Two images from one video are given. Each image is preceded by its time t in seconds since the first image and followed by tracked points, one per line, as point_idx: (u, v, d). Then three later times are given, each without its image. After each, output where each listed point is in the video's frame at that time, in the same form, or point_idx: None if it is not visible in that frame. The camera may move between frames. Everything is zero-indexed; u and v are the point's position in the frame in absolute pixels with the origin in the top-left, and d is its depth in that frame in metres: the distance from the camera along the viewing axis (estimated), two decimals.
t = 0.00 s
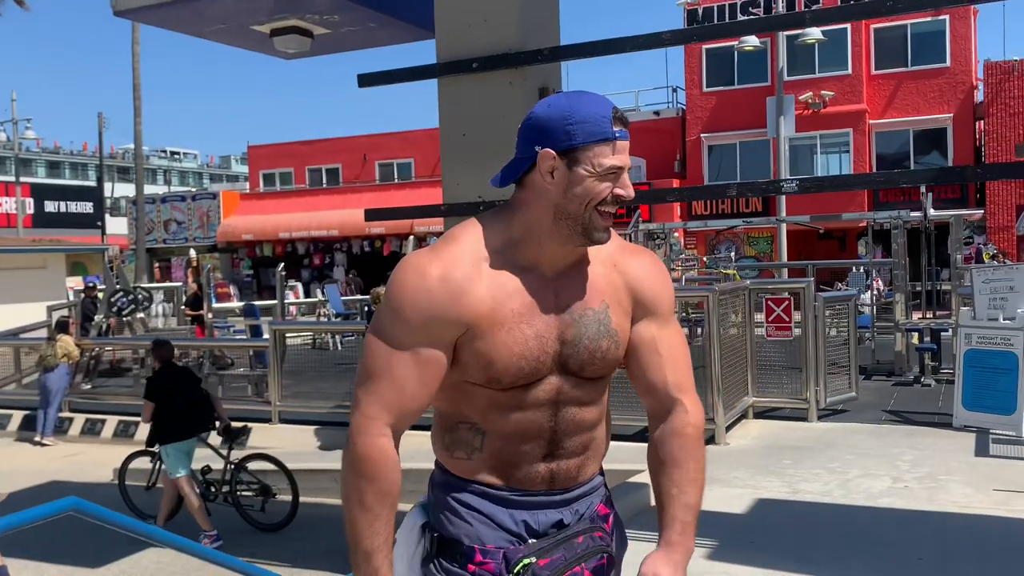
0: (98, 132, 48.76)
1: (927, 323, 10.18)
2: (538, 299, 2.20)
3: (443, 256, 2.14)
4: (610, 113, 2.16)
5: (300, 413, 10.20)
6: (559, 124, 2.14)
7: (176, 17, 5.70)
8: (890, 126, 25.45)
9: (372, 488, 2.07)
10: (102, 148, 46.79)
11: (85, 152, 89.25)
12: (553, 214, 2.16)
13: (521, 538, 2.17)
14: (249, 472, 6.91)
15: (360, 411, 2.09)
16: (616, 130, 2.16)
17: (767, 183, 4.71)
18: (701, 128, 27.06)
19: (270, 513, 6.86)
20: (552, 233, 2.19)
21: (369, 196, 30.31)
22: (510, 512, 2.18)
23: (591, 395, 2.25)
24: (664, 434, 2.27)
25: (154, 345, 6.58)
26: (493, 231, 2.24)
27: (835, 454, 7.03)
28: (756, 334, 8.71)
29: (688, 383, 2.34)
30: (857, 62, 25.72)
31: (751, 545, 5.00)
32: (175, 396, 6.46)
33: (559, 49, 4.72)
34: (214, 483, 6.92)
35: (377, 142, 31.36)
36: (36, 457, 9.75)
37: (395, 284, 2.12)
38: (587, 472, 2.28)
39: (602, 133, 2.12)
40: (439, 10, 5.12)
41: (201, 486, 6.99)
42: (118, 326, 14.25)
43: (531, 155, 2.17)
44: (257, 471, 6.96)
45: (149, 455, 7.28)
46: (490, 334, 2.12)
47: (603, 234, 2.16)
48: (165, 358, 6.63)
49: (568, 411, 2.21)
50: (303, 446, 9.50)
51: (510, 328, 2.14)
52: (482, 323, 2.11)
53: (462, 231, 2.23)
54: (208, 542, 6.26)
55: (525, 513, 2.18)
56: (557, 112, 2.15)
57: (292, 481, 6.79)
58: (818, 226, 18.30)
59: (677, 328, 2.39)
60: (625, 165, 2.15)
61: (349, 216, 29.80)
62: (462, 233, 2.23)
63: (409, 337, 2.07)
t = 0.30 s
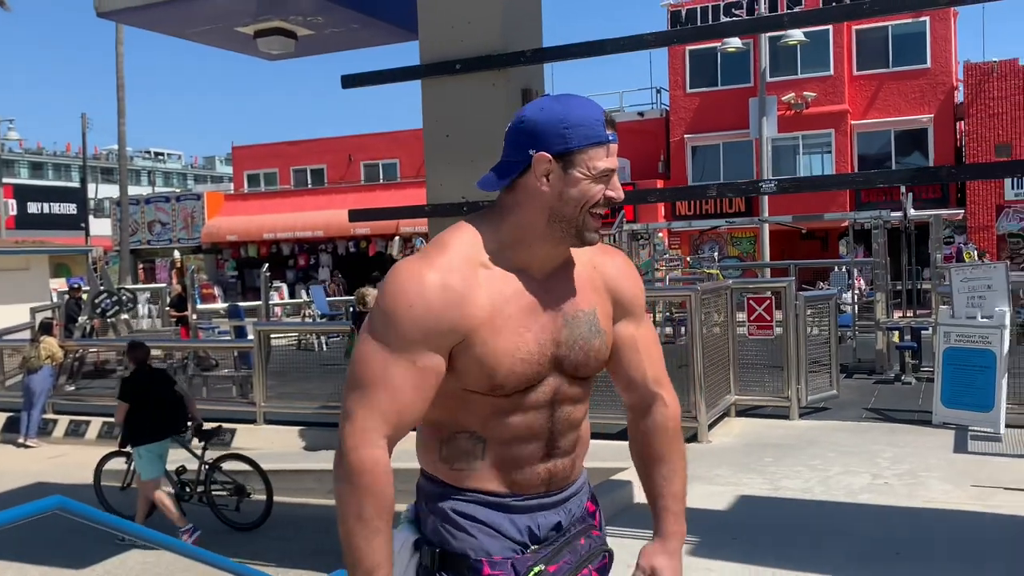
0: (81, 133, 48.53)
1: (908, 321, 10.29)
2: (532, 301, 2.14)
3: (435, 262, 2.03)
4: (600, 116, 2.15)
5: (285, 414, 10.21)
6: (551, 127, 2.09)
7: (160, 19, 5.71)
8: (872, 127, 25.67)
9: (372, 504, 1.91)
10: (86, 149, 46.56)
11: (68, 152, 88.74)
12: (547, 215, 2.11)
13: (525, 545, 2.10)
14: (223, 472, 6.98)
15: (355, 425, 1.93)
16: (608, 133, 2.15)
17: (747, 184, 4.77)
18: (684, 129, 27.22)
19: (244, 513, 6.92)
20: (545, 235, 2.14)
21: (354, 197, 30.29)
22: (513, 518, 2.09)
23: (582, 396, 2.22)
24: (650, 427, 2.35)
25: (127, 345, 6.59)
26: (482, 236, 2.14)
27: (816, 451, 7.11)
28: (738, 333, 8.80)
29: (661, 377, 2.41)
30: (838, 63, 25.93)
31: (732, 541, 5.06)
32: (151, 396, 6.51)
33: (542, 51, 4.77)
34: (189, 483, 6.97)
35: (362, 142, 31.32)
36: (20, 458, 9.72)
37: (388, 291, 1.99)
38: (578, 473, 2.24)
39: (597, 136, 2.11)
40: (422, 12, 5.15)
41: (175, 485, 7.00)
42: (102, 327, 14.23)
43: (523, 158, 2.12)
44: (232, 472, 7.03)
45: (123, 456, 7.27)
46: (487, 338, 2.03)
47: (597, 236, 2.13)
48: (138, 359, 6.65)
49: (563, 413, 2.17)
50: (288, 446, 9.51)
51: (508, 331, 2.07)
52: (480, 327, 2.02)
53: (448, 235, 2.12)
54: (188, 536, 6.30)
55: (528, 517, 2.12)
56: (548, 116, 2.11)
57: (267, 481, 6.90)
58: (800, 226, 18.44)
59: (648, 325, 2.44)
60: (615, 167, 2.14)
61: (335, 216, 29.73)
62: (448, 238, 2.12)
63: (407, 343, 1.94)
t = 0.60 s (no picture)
0: (52, 134, 47.98)
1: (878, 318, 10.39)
2: (524, 290, 2.15)
3: (442, 257, 1.97)
4: (586, 104, 2.18)
5: (259, 416, 10.19)
6: (546, 113, 2.09)
7: (133, 20, 5.70)
8: (843, 127, 25.98)
9: (410, 512, 1.83)
10: (56, 151, 46.03)
11: (38, 153, 87.65)
12: (540, 204, 2.12)
13: (521, 534, 2.10)
14: (183, 473, 7.01)
15: (387, 433, 1.84)
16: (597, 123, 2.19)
17: (714, 184, 4.84)
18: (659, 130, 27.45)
19: (203, 514, 6.95)
20: (536, 222, 2.15)
21: (328, 198, 30.22)
22: (510, 507, 2.10)
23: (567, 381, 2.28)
24: (611, 403, 2.50)
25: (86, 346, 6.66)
26: (477, 229, 2.11)
27: (787, 448, 7.22)
28: (710, 332, 8.91)
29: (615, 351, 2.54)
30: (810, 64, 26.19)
31: (701, 536, 5.14)
32: (115, 394, 6.60)
33: (514, 53, 4.82)
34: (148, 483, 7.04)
35: (337, 143, 31.19)
36: None
37: (403, 291, 1.90)
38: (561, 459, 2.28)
39: (587, 124, 2.14)
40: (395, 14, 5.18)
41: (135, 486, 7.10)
42: (74, 329, 14.19)
43: (516, 145, 2.09)
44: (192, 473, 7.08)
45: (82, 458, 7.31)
46: (499, 331, 2.03)
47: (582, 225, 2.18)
48: (98, 361, 6.77)
49: (554, 398, 2.22)
50: (263, 448, 9.47)
51: (512, 322, 2.07)
52: (490, 321, 2.01)
53: (441, 228, 2.06)
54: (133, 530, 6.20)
55: (524, 505, 2.13)
56: (540, 103, 2.10)
57: (226, 483, 6.89)
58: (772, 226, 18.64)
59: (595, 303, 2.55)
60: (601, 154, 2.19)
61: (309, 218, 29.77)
62: (442, 231, 2.06)
63: (435, 345, 1.88)
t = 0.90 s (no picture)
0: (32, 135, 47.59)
1: (858, 318, 10.52)
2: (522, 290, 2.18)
3: (453, 259, 1.98)
4: (583, 107, 2.21)
5: (242, 417, 10.15)
6: (548, 115, 2.11)
7: (114, 22, 5.68)
8: (824, 129, 26.19)
9: (443, 509, 1.84)
10: (36, 152, 45.65)
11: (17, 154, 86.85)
12: (540, 205, 2.16)
13: (520, 530, 2.15)
14: (155, 474, 7.02)
15: (417, 434, 1.84)
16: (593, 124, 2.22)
17: (695, 186, 4.89)
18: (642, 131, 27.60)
19: (177, 515, 6.93)
20: (532, 224, 2.18)
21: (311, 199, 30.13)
22: (510, 505, 2.15)
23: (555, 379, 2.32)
24: (584, 397, 2.58)
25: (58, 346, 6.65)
26: (480, 230, 2.12)
27: (768, 446, 7.29)
28: (692, 333, 8.97)
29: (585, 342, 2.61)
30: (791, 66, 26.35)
31: (684, 534, 5.19)
32: (82, 394, 6.57)
33: (497, 56, 4.84)
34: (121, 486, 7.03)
35: (319, 144, 31.05)
36: None
37: (422, 292, 1.90)
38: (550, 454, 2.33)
39: (586, 125, 2.17)
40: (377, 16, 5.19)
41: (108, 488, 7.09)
42: (55, 332, 14.11)
43: (519, 147, 2.11)
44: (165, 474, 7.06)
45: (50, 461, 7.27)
46: (509, 331, 2.06)
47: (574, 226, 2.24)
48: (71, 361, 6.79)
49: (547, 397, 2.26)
50: (245, 450, 9.45)
51: (516, 322, 2.10)
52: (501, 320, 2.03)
53: (444, 229, 2.07)
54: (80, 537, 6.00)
55: (521, 503, 2.18)
56: (541, 105, 2.11)
57: (199, 485, 6.88)
58: (753, 227, 18.77)
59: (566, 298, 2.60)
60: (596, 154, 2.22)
61: (291, 219, 29.65)
62: (444, 233, 2.07)
63: (457, 345, 1.90)
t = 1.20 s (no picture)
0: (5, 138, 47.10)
1: (830, 319, 10.65)
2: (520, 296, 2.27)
3: (475, 261, 2.05)
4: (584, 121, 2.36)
5: (219, 421, 10.12)
6: (564, 127, 2.23)
7: (89, 25, 5.66)
8: (798, 131, 26.46)
9: (484, 497, 1.90)
10: (9, 154, 45.15)
11: None
12: (545, 213, 2.28)
13: (518, 529, 2.26)
14: (116, 479, 7.09)
15: (455, 419, 1.88)
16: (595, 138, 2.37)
17: (669, 190, 4.94)
18: (619, 133, 27.81)
19: (137, 519, 6.99)
20: (531, 231, 2.29)
21: (288, 201, 30.02)
22: (508, 502, 2.25)
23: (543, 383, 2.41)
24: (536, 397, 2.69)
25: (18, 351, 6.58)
26: (490, 237, 2.21)
27: (742, 446, 7.37)
28: (668, 334, 9.04)
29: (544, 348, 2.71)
30: (765, 68, 26.60)
31: (659, 534, 5.24)
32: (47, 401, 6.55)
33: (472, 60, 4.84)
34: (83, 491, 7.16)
35: (296, 146, 30.89)
36: None
37: (455, 289, 1.97)
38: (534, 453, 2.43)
39: (591, 139, 2.32)
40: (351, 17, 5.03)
41: (70, 493, 7.20)
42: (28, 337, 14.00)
43: (538, 155, 2.22)
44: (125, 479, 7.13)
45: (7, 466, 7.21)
46: (523, 331, 2.14)
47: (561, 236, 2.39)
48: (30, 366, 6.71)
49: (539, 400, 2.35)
50: (221, 454, 9.41)
51: (526, 325, 2.18)
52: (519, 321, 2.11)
53: (457, 233, 2.14)
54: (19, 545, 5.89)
55: (516, 501, 2.28)
56: (562, 117, 2.24)
57: (158, 488, 6.92)
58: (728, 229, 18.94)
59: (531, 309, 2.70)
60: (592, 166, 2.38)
61: (268, 221, 29.54)
62: (457, 236, 2.14)
63: (488, 337, 1.97)
